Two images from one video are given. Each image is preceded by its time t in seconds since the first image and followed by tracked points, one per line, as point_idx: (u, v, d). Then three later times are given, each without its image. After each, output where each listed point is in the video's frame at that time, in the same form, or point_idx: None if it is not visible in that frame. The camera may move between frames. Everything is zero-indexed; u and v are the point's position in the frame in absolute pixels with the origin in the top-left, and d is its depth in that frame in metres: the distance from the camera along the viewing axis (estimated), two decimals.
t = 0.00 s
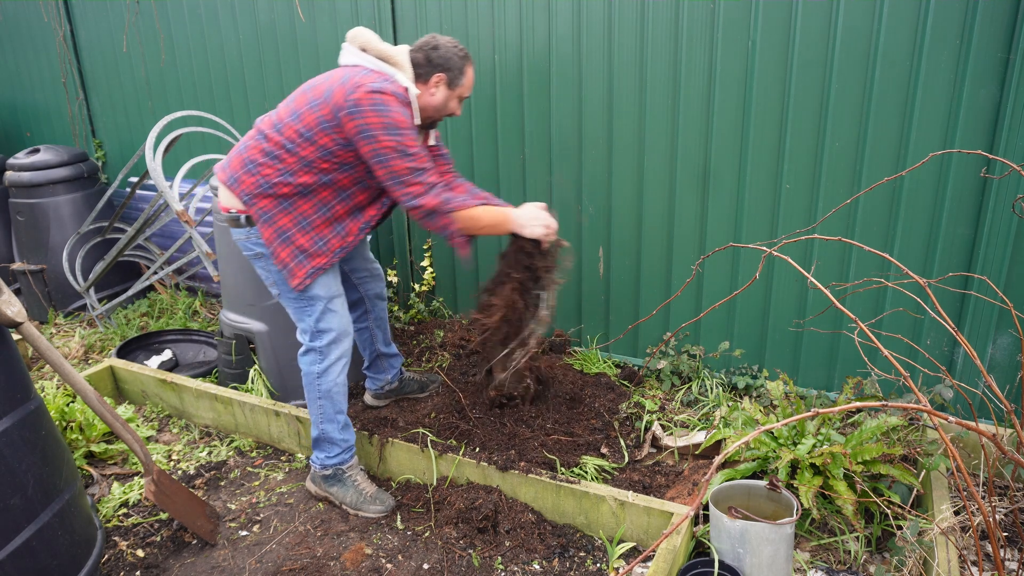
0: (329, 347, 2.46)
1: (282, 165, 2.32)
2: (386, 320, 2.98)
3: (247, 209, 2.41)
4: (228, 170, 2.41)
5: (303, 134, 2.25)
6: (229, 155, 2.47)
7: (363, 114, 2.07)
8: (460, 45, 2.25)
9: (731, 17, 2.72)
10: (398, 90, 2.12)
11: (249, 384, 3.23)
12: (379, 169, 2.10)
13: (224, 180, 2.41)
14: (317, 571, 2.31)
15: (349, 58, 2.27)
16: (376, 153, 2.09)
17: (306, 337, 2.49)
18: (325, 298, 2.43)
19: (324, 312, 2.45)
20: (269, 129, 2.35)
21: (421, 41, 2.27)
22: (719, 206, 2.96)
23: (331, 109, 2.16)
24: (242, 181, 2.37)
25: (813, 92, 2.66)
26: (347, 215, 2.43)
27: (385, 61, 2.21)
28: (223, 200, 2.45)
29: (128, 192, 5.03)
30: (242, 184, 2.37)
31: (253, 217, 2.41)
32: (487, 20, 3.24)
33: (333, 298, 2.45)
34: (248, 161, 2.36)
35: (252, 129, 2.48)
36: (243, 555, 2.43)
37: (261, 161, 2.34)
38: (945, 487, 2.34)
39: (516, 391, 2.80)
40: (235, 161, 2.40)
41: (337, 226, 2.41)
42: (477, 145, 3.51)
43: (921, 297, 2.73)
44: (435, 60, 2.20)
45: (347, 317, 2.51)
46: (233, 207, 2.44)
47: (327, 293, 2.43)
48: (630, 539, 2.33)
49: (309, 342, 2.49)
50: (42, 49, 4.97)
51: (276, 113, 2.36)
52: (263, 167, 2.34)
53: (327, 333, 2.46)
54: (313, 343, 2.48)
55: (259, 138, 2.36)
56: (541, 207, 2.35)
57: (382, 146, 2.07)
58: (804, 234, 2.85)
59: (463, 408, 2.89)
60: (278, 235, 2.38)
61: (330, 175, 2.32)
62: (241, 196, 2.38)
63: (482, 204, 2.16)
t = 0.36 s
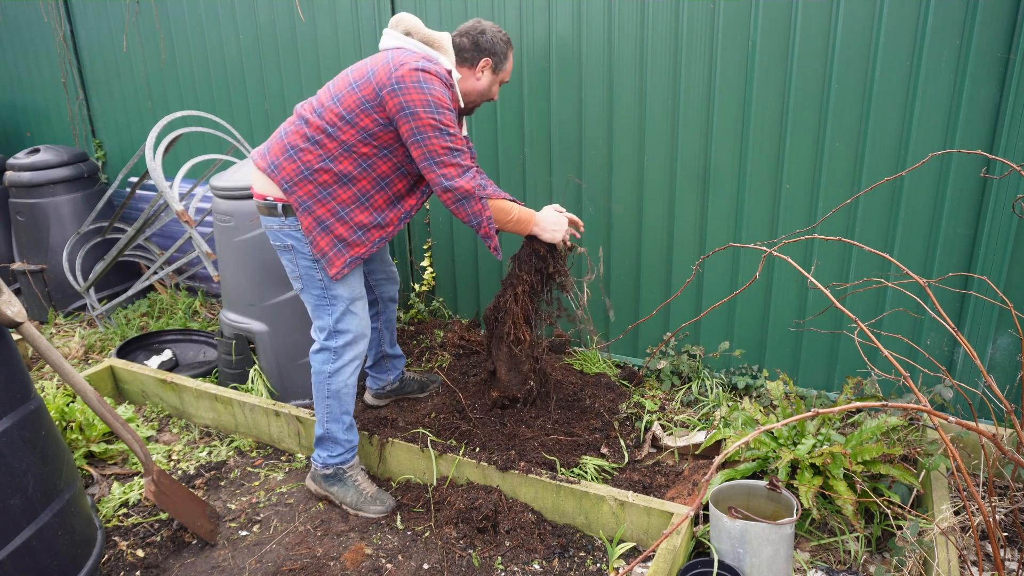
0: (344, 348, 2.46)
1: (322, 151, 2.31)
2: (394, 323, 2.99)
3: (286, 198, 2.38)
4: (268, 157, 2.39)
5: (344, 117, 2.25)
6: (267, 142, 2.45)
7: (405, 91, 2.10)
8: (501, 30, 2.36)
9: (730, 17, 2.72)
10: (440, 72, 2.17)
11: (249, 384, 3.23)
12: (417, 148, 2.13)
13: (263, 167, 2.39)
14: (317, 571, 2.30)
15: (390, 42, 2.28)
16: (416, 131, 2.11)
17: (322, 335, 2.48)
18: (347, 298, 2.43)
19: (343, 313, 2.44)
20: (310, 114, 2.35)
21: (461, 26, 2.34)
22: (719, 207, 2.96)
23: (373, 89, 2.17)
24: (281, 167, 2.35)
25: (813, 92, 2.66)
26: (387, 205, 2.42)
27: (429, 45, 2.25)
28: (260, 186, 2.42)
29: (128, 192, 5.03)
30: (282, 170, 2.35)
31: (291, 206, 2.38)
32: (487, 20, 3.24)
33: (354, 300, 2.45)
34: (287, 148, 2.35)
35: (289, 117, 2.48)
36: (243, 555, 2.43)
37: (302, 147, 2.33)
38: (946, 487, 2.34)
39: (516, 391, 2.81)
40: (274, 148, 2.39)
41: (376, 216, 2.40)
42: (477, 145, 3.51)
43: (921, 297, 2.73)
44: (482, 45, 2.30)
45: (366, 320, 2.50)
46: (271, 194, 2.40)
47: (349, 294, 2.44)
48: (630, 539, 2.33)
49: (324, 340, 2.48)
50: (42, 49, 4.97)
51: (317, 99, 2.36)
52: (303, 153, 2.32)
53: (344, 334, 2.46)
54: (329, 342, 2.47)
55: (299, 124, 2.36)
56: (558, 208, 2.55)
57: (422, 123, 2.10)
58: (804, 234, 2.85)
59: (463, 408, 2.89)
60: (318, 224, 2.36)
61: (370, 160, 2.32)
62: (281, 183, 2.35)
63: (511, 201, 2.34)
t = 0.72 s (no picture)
0: (332, 346, 2.44)
1: (267, 187, 2.31)
2: (388, 316, 2.98)
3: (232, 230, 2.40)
4: (211, 192, 2.39)
5: (290, 158, 2.25)
6: (209, 174, 2.44)
7: (352, 143, 2.10)
8: (436, 60, 2.26)
9: (731, 18, 2.72)
10: (385, 118, 2.16)
11: (249, 384, 3.23)
12: (378, 190, 2.16)
13: (207, 203, 2.40)
14: (317, 571, 2.30)
15: (331, 80, 2.28)
16: (372, 176, 2.13)
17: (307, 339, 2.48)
18: (321, 299, 2.42)
19: (323, 312, 2.43)
20: (252, 151, 2.33)
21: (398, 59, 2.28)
22: (719, 206, 2.96)
23: (319, 138, 2.17)
24: (226, 202, 2.36)
25: (813, 92, 2.66)
26: (333, 233, 2.44)
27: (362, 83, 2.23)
28: (206, 220, 2.44)
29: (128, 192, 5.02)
30: (226, 206, 2.36)
31: (237, 237, 2.40)
32: (487, 20, 3.24)
33: (329, 298, 2.44)
34: (231, 183, 2.35)
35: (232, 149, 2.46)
36: (243, 555, 2.43)
37: (246, 183, 2.33)
38: (946, 487, 2.34)
39: (515, 391, 2.80)
40: (217, 183, 2.38)
41: (323, 244, 2.42)
42: (477, 145, 3.51)
43: (921, 297, 2.73)
44: (411, 79, 2.22)
45: (346, 315, 2.49)
46: (217, 229, 2.43)
47: (322, 294, 2.43)
48: (630, 539, 2.33)
49: (310, 343, 2.47)
50: (42, 49, 4.97)
51: (259, 135, 2.34)
52: (248, 189, 2.33)
53: (327, 333, 2.44)
54: (315, 344, 2.46)
55: (242, 159, 2.35)
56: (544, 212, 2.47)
57: (376, 169, 2.12)
58: (804, 234, 2.85)
59: (462, 409, 2.89)
60: (264, 253, 2.37)
61: (317, 196, 2.33)
62: (225, 217, 2.36)
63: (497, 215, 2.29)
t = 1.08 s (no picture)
0: (304, 351, 2.45)
1: (216, 187, 2.33)
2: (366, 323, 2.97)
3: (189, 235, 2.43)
4: (170, 197, 2.43)
5: (234, 154, 2.26)
6: (171, 180, 2.49)
7: (287, 133, 2.11)
8: (391, 52, 2.22)
9: (731, 17, 2.72)
10: (325, 106, 2.14)
11: (249, 384, 3.24)
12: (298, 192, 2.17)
13: (166, 208, 2.44)
14: (316, 571, 2.30)
15: (280, 70, 2.26)
16: (296, 175, 2.14)
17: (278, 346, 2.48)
18: (288, 304, 2.42)
19: (291, 318, 2.44)
20: (202, 152, 2.36)
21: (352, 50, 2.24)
22: (719, 206, 2.96)
23: (259, 128, 2.18)
24: (181, 206, 2.39)
25: (813, 92, 2.66)
26: (288, 232, 2.44)
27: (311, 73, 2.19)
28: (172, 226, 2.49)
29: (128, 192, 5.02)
30: (181, 210, 2.39)
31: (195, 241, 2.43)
32: (486, 20, 3.24)
33: (296, 302, 2.45)
34: (185, 186, 2.38)
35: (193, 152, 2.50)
36: (243, 555, 2.43)
37: (197, 185, 2.35)
38: (946, 487, 2.34)
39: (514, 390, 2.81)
40: (175, 188, 2.42)
41: (279, 245, 2.41)
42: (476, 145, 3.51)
43: (921, 297, 2.73)
44: (363, 69, 2.17)
45: (315, 318, 2.50)
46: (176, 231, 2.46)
47: (288, 299, 2.43)
48: (630, 539, 2.33)
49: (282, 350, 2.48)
50: (42, 49, 4.97)
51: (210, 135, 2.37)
52: (199, 190, 2.35)
53: (298, 338, 2.45)
54: (288, 352, 2.46)
55: (195, 161, 2.38)
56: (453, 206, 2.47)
57: (301, 166, 2.12)
58: (804, 234, 2.85)
59: (452, 405, 2.86)
60: (221, 259, 2.39)
61: (264, 194, 2.33)
62: (181, 222, 2.40)
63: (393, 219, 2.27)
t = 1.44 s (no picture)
0: (343, 346, 2.46)
1: (306, 166, 2.28)
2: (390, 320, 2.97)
3: (269, 208, 2.38)
4: (248, 167, 2.37)
5: (329, 135, 2.21)
6: (247, 149, 2.41)
7: (394, 122, 2.05)
8: (482, 42, 2.20)
9: (731, 17, 2.72)
10: (430, 97, 2.09)
11: (249, 384, 3.24)
12: (410, 176, 2.12)
13: (244, 177, 2.37)
14: (317, 571, 2.30)
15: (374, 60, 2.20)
16: (407, 161, 2.09)
17: (320, 335, 2.48)
18: (342, 297, 2.42)
19: (340, 312, 2.43)
20: (291, 127, 2.29)
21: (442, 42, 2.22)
22: (719, 206, 2.96)
23: (360, 114, 2.12)
24: (264, 178, 2.33)
25: (812, 92, 2.66)
26: (372, 215, 2.40)
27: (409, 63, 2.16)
28: (243, 194, 2.42)
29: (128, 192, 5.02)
30: (264, 182, 2.33)
31: (273, 215, 2.38)
32: (487, 20, 3.24)
33: (350, 298, 2.43)
34: (270, 160, 2.32)
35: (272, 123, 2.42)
36: (243, 555, 2.43)
37: (285, 161, 2.30)
38: (945, 487, 2.34)
39: (514, 391, 2.81)
40: (255, 158, 2.35)
41: (361, 226, 2.38)
42: (477, 145, 3.51)
43: (921, 297, 2.73)
44: (454, 58, 2.16)
45: (363, 317, 2.49)
46: (252, 203, 2.41)
47: (345, 292, 2.42)
48: (630, 539, 2.33)
49: (324, 340, 2.48)
50: (42, 49, 4.97)
51: (299, 110, 2.30)
52: (287, 166, 2.29)
53: (341, 332, 2.45)
54: (328, 342, 2.48)
55: (281, 135, 2.31)
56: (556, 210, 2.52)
57: (414, 154, 2.07)
58: (804, 234, 2.85)
59: (463, 408, 2.89)
60: (300, 234, 2.35)
61: (356, 176, 2.29)
62: (263, 194, 2.34)
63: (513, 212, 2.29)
